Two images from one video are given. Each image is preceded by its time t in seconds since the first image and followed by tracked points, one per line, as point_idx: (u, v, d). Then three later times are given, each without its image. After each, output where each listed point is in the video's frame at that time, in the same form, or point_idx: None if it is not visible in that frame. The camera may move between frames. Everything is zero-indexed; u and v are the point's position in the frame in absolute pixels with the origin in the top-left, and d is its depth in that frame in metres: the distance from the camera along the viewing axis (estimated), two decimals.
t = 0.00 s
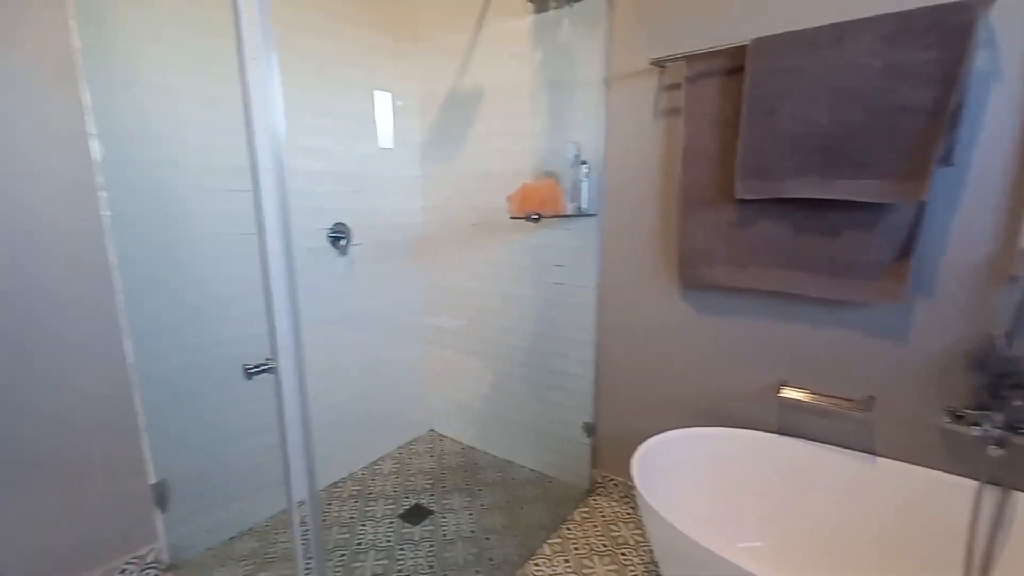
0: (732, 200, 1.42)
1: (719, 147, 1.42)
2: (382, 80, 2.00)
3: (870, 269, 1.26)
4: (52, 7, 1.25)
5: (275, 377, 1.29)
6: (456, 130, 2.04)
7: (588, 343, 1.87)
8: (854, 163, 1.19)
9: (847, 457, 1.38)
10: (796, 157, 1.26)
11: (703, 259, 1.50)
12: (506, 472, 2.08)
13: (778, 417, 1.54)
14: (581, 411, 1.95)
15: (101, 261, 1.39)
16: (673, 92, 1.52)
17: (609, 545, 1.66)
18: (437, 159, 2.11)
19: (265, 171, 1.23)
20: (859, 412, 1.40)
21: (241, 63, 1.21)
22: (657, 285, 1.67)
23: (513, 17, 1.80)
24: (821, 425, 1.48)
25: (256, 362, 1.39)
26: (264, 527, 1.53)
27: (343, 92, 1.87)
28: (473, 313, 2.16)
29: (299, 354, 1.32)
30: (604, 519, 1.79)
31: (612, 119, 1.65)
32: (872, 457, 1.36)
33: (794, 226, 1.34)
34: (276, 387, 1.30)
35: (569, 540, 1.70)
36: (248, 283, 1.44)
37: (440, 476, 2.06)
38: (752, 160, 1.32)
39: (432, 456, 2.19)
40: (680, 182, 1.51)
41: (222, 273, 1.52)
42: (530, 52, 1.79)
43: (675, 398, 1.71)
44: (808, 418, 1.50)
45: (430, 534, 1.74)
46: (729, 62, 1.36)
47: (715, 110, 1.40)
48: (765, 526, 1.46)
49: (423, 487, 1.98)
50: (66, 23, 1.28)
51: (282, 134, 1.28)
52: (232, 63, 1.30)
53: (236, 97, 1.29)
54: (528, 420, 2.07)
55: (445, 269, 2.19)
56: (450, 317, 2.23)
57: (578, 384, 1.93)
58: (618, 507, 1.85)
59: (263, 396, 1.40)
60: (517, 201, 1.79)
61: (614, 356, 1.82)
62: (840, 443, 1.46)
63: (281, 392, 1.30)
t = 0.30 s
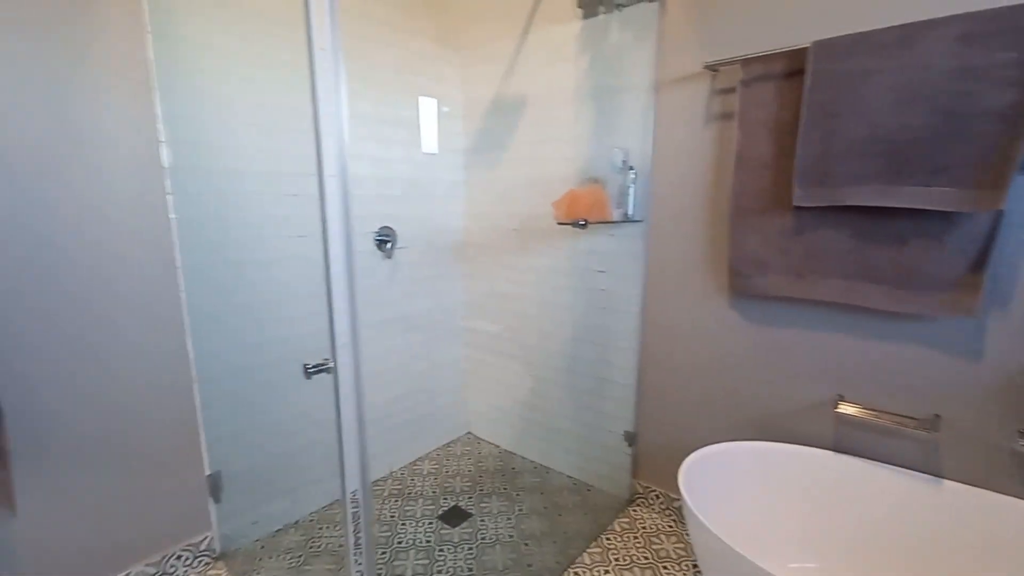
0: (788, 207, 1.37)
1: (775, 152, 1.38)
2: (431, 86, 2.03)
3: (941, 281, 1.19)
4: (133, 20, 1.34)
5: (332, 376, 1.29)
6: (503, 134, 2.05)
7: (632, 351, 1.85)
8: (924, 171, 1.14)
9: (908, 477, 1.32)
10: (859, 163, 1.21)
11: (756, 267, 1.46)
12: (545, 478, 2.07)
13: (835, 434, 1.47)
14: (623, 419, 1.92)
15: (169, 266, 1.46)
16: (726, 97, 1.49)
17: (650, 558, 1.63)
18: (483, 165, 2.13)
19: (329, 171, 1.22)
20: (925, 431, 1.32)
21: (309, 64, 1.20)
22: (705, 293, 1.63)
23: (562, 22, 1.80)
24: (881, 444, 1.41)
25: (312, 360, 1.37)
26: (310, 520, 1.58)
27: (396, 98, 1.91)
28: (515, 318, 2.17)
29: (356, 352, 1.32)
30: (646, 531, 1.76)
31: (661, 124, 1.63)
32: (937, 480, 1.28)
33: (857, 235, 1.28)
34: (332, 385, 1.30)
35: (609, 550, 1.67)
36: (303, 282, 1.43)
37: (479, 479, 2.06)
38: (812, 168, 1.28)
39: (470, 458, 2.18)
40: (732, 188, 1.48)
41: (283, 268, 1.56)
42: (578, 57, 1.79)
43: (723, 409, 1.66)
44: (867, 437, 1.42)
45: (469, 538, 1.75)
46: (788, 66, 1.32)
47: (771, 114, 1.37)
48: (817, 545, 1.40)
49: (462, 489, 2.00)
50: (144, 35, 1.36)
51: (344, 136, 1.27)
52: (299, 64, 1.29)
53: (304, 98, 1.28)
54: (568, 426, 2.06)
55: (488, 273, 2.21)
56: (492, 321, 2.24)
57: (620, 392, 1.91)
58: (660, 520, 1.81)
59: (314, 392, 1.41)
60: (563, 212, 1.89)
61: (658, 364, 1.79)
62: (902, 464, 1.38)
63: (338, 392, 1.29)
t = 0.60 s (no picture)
0: (846, 211, 1.32)
1: (832, 155, 1.33)
2: (474, 92, 2.06)
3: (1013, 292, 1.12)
4: (197, 32, 1.42)
5: (383, 375, 1.38)
6: (544, 139, 2.06)
7: (675, 357, 1.81)
8: (998, 175, 1.07)
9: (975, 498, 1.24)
10: (925, 166, 1.15)
11: (809, 274, 1.41)
12: (582, 484, 2.05)
13: (893, 450, 1.40)
14: (664, 427, 1.88)
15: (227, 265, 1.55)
16: (780, 97, 1.44)
17: (692, 570, 1.59)
18: (526, 169, 2.14)
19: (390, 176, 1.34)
20: (995, 450, 1.25)
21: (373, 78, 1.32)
22: (753, 300, 1.58)
23: (608, 26, 1.79)
24: (945, 463, 1.33)
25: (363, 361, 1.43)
26: (353, 515, 1.62)
27: (441, 103, 1.95)
28: (556, 321, 2.17)
29: (405, 352, 1.45)
30: (687, 543, 1.72)
31: (710, 126, 1.60)
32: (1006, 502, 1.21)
33: (919, 242, 1.22)
34: (383, 383, 1.40)
35: (649, 561, 1.65)
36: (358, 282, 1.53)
37: (515, 482, 2.06)
38: (873, 171, 1.22)
39: (507, 461, 2.17)
40: (785, 191, 1.43)
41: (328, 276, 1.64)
42: (624, 60, 1.78)
43: (770, 420, 1.61)
44: (928, 454, 1.35)
45: (506, 541, 1.75)
46: (848, 65, 1.28)
47: (829, 115, 1.32)
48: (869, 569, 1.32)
49: (498, 491, 2.00)
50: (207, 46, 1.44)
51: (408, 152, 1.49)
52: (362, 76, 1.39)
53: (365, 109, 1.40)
54: (608, 433, 2.04)
55: (528, 277, 2.21)
56: (530, 324, 2.24)
57: (662, 399, 1.87)
58: (702, 532, 1.77)
59: (364, 390, 1.48)
60: (609, 215, 1.87)
61: (702, 371, 1.75)
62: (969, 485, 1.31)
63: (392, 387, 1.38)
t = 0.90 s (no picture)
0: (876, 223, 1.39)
1: (864, 169, 1.40)
2: (512, 108, 2.17)
3: None
4: (264, 57, 1.57)
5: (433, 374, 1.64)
6: (578, 152, 2.16)
7: (701, 363, 1.89)
8: None
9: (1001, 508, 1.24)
10: (959, 182, 1.19)
11: (838, 284, 1.49)
12: (607, 482, 2.13)
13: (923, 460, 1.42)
14: (688, 430, 1.96)
15: (287, 267, 1.70)
16: (811, 114, 1.52)
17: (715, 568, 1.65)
18: (558, 183, 2.25)
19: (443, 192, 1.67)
20: None
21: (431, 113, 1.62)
22: (782, 309, 1.65)
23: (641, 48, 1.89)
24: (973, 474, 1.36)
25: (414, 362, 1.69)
26: (403, 494, 1.82)
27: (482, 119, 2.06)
28: (584, 327, 2.28)
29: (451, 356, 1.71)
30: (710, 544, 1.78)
31: (741, 143, 1.68)
32: None
33: (953, 255, 1.26)
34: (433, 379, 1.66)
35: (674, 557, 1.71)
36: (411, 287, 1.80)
37: (544, 477, 2.17)
38: (911, 187, 1.29)
39: (536, 456, 2.27)
40: (816, 204, 1.51)
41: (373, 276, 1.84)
42: (657, 80, 1.87)
43: (798, 424, 1.67)
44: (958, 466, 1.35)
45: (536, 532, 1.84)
46: (880, 84, 1.35)
47: (861, 131, 1.40)
48: None
49: (528, 485, 2.10)
50: (275, 70, 1.59)
51: (458, 171, 1.79)
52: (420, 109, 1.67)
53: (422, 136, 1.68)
54: (634, 434, 2.13)
55: (559, 284, 2.32)
56: (560, 329, 2.36)
57: (687, 403, 1.95)
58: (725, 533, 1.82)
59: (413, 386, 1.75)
60: (641, 225, 1.97)
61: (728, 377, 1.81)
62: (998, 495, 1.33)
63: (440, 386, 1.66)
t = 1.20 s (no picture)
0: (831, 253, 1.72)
1: (825, 208, 1.76)
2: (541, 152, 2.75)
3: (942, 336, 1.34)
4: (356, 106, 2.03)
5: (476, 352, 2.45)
6: (591, 189, 2.73)
7: (685, 355, 2.35)
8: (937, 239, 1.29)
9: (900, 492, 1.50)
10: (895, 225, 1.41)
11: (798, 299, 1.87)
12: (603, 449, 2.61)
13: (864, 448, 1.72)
14: (671, 410, 2.43)
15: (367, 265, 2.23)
16: (784, 163, 1.93)
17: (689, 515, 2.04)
18: (576, 213, 2.83)
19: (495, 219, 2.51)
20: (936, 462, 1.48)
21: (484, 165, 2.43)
22: (751, 315, 2.06)
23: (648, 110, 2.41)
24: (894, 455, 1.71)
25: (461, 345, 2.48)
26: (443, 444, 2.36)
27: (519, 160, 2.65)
28: (590, 325, 2.84)
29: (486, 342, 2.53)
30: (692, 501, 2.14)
31: (724, 184, 2.16)
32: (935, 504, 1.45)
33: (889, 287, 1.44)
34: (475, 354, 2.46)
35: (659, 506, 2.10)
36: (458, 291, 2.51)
37: (553, 441, 2.64)
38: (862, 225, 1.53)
39: (546, 424, 2.77)
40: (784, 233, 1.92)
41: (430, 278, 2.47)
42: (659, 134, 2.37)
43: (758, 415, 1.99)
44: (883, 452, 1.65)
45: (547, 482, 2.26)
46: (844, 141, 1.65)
47: (826, 178, 1.76)
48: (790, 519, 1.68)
49: (540, 446, 2.57)
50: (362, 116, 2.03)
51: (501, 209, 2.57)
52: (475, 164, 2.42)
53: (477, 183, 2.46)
54: (628, 410, 2.63)
55: (573, 290, 2.88)
56: (571, 325, 2.91)
57: (671, 387, 2.43)
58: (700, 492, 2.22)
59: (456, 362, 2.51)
60: (640, 246, 2.55)
61: (706, 367, 2.27)
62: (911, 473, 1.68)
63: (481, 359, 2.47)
